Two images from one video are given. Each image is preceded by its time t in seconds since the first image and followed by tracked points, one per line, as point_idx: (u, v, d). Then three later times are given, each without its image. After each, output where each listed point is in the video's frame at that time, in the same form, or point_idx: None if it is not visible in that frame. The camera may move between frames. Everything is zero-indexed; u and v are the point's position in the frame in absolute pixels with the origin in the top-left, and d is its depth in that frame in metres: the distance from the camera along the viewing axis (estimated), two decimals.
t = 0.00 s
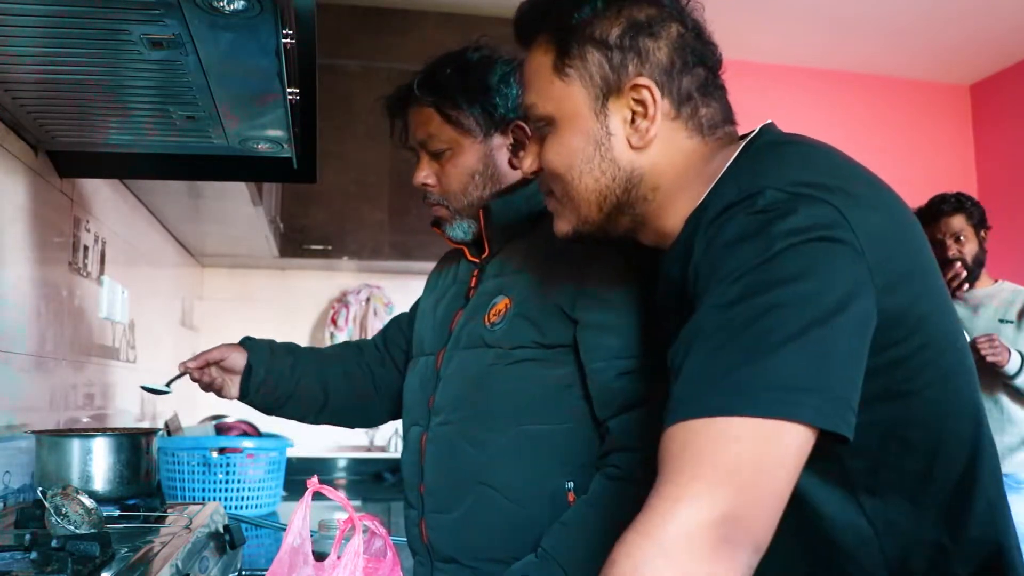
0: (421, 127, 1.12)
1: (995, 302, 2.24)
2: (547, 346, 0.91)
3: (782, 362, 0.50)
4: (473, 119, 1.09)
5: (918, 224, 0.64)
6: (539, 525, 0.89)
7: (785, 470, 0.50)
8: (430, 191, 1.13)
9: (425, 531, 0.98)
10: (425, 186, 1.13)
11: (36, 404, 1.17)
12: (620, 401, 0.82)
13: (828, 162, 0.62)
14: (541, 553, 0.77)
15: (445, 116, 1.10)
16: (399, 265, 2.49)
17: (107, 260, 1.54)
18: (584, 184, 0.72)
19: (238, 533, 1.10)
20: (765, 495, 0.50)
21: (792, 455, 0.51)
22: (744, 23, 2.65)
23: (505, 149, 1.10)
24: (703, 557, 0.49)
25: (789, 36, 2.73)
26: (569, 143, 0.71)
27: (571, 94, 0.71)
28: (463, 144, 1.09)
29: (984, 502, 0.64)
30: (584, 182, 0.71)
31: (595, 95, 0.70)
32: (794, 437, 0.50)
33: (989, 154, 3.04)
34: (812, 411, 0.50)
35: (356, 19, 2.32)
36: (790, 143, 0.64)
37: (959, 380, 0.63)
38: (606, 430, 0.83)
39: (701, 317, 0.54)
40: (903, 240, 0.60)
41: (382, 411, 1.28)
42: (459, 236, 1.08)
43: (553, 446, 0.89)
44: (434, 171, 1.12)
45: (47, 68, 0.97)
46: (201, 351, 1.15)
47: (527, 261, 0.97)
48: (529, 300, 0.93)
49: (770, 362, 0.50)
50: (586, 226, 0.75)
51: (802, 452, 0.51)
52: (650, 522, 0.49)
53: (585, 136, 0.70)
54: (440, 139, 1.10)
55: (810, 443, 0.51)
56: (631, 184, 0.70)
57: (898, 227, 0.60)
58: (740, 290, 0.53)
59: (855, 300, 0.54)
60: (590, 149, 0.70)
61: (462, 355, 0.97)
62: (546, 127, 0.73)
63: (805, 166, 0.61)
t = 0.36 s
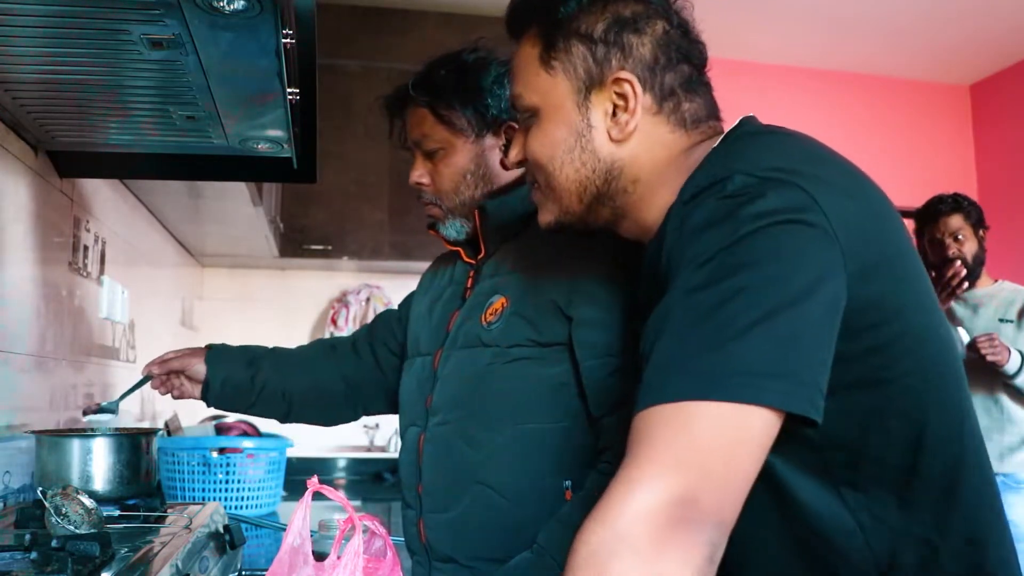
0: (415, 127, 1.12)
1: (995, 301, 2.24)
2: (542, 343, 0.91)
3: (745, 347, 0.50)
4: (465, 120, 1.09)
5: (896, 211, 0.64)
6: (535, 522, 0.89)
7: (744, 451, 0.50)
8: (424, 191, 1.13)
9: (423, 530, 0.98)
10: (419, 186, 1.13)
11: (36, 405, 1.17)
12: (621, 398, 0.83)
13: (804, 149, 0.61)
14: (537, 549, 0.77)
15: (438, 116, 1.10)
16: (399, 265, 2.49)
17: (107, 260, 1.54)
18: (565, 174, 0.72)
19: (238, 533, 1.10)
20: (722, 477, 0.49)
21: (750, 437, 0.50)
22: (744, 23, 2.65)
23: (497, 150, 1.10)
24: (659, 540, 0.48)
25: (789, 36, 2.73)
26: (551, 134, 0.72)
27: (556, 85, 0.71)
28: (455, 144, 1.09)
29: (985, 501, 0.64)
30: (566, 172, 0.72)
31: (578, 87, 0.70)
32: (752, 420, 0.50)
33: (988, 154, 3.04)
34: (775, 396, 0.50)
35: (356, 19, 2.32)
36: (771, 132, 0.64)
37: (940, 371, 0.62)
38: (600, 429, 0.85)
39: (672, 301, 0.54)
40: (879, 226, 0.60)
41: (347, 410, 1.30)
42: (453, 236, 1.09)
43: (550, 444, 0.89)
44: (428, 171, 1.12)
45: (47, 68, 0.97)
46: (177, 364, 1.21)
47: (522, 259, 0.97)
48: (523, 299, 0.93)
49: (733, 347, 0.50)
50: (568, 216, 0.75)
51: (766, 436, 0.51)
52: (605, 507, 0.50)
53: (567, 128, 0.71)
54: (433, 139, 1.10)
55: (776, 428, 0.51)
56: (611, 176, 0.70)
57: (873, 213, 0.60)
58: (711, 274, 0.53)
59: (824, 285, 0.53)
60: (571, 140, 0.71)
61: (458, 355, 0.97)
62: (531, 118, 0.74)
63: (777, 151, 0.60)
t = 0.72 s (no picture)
0: (411, 127, 1.12)
1: (994, 301, 2.24)
2: (540, 343, 0.91)
3: (748, 347, 0.50)
4: (461, 119, 1.09)
5: (895, 209, 0.64)
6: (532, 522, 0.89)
7: (741, 449, 0.50)
8: (421, 190, 1.13)
9: (421, 531, 0.98)
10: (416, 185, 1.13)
11: (36, 404, 1.17)
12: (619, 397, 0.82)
13: (803, 147, 0.61)
14: (535, 550, 0.76)
15: (434, 116, 1.10)
16: (399, 265, 2.50)
17: (107, 260, 1.54)
18: (567, 176, 0.71)
19: (238, 533, 1.10)
20: (719, 475, 0.49)
21: (748, 435, 0.50)
22: (744, 23, 2.65)
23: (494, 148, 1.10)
24: (657, 539, 0.48)
25: (788, 36, 2.73)
26: (554, 134, 0.70)
27: (558, 85, 0.70)
28: (451, 143, 1.09)
29: (987, 502, 0.64)
30: (568, 174, 0.71)
31: (581, 87, 0.69)
32: (750, 418, 0.50)
33: (989, 153, 3.04)
34: (778, 397, 0.50)
35: (356, 19, 2.33)
36: (767, 129, 0.64)
37: (941, 371, 0.62)
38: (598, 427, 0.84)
39: (672, 299, 0.54)
40: (876, 225, 0.60)
41: (340, 408, 1.30)
42: (451, 236, 1.09)
43: (550, 445, 0.89)
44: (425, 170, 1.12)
45: (47, 69, 0.97)
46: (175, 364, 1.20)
47: (520, 260, 0.97)
48: (521, 299, 0.93)
49: (736, 347, 0.50)
50: (570, 218, 0.74)
51: (765, 436, 0.51)
52: (603, 506, 0.50)
53: (571, 128, 0.70)
54: (429, 139, 1.10)
55: (776, 427, 0.51)
56: (616, 176, 0.70)
57: (871, 211, 0.60)
58: (714, 272, 0.53)
59: (826, 285, 0.53)
60: (574, 141, 0.70)
61: (457, 355, 0.97)
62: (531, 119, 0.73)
63: (777, 149, 0.60)
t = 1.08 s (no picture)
0: (412, 127, 1.13)
1: (993, 302, 2.24)
2: (542, 343, 0.91)
3: (754, 352, 0.50)
4: (463, 119, 1.09)
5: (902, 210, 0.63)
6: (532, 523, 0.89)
7: (745, 452, 0.50)
8: (422, 190, 1.14)
9: (421, 532, 0.98)
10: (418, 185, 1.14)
11: (36, 404, 1.17)
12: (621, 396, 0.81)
13: (811, 149, 0.61)
14: (535, 550, 0.75)
15: (435, 117, 1.10)
16: (399, 265, 2.50)
17: (107, 260, 1.54)
18: (658, 157, 0.69)
19: (238, 533, 1.10)
20: (722, 478, 0.49)
21: (753, 439, 0.50)
22: (744, 23, 2.65)
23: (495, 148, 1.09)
24: (659, 543, 0.49)
25: (788, 36, 2.73)
26: (648, 110, 0.68)
27: (640, 65, 0.69)
28: (452, 143, 1.09)
29: (988, 503, 0.64)
30: (660, 153, 0.69)
31: (657, 68, 0.70)
32: (755, 422, 0.50)
33: (988, 153, 3.04)
34: (785, 401, 0.50)
35: (356, 19, 2.33)
36: (773, 130, 0.64)
37: (945, 373, 0.62)
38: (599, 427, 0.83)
39: (681, 303, 0.54)
40: (885, 227, 0.60)
41: (343, 414, 1.31)
42: (451, 236, 1.09)
43: (551, 445, 0.89)
44: (426, 170, 1.13)
45: (48, 68, 0.97)
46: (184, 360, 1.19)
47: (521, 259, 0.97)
48: (523, 299, 0.93)
49: (742, 352, 0.50)
50: (651, 206, 0.69)
51: (771, 439, 0.51)
52: (606, 509, 0.50)
53: (659, 106, 0.69)
54: (430, 139, 1.10)
55: (781, 431, 0.51)
56: (691, 158, 0.71)
57: (879, 213, 0.60)
58: (722, 276, 0.53)
59: (833, 289, 0.53)
60: (662, 119, 0.69)
61: (457, 355, 0.97)
62: (613, 97, 0.67)
63: (786, 150, 0.60)
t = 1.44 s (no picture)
0: (446, 121, 1.07)
1: (992, 302, 2.24)
2: (547, 346, 0.91)
3: (778, 359, 0.50)
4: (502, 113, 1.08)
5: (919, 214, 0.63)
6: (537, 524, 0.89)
7: (764, 459, 0.50)
8: (453, 188, 1.06)
9: (426, 537, 0.98)
10: (449, 182, 1.06)
11: (36, 404, 1.17)
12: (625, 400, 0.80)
13: (830, 154, 0.61)
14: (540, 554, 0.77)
15: (475, 110, 1.07)
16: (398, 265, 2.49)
17: (107, 260, 1.54)
18: (680, 161, 0.68)
19: (238, 533, 1.10)
20: (739, 485, 0.49)
21: (772, 447, 0.50)
22: (745, 23, 2.65)
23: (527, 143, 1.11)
24: (675, 549, 0.48)
25: (789, 36, 2.73)
26: (668, 113, 0.68)
27: (658, 68, 0.69)
28: (496, 137, 1.06)
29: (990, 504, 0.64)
30: (683, 157, 0.68)
31: (672, 71, 0.71)
32: (775, 429, 0.50)
33: (989, 153, 3.04)
34: (808, 408, 0.50)
35: (356, 19, 2.33)
36: (788, 137, 0.64)
37: (958, 378, 0.62)
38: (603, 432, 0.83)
39: (702, 310, 0.54)
40: (906, 232, 0.59)
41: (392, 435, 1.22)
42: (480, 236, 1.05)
43: (556, 448, 0.89)
44: (458, 166, 1.07)
45: (48, 68, 0.96)
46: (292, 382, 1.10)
47: (524, 261, 0.97)
48: (527, 303, 0.93)
49: (767, 359, 0.50)
50: (674, 213, 0.69)
51: (789, 447, 0.51)
52: (624, 513, 0.50)
53: (678, 109, 0.69)
54: (473, 132, 1.06)
55: (800, 438, 0.51)
56: (711, 163, 0.71)
57: (900, 218, 0.59)
58: (745, 285, 0.53)
59: (856, 298, 0.53)
60: (681, 123, 0.69)
61: (460, 359, 0.97)
62: (634, 100, 0.67)
63: (806, 157, 0.60)
